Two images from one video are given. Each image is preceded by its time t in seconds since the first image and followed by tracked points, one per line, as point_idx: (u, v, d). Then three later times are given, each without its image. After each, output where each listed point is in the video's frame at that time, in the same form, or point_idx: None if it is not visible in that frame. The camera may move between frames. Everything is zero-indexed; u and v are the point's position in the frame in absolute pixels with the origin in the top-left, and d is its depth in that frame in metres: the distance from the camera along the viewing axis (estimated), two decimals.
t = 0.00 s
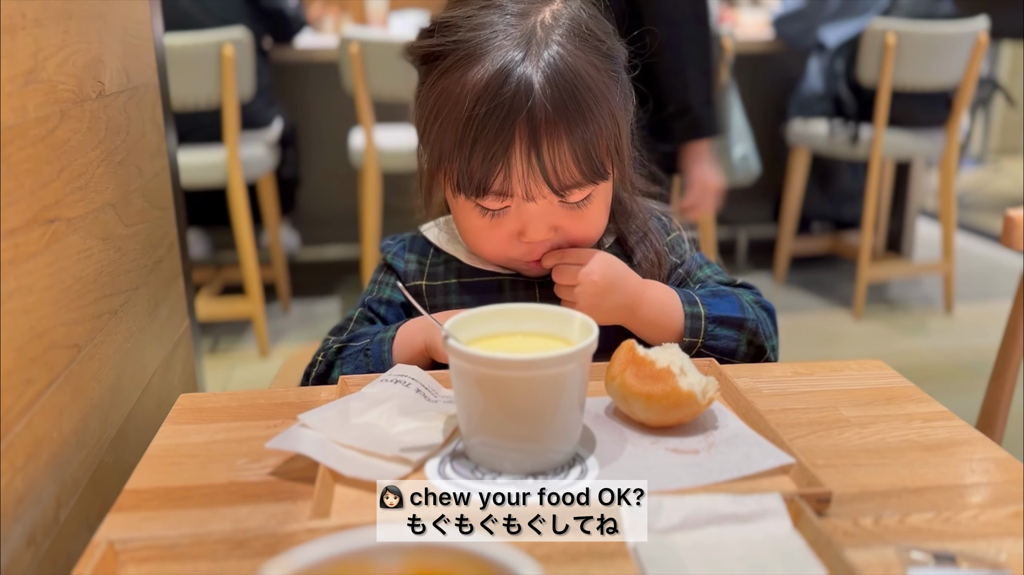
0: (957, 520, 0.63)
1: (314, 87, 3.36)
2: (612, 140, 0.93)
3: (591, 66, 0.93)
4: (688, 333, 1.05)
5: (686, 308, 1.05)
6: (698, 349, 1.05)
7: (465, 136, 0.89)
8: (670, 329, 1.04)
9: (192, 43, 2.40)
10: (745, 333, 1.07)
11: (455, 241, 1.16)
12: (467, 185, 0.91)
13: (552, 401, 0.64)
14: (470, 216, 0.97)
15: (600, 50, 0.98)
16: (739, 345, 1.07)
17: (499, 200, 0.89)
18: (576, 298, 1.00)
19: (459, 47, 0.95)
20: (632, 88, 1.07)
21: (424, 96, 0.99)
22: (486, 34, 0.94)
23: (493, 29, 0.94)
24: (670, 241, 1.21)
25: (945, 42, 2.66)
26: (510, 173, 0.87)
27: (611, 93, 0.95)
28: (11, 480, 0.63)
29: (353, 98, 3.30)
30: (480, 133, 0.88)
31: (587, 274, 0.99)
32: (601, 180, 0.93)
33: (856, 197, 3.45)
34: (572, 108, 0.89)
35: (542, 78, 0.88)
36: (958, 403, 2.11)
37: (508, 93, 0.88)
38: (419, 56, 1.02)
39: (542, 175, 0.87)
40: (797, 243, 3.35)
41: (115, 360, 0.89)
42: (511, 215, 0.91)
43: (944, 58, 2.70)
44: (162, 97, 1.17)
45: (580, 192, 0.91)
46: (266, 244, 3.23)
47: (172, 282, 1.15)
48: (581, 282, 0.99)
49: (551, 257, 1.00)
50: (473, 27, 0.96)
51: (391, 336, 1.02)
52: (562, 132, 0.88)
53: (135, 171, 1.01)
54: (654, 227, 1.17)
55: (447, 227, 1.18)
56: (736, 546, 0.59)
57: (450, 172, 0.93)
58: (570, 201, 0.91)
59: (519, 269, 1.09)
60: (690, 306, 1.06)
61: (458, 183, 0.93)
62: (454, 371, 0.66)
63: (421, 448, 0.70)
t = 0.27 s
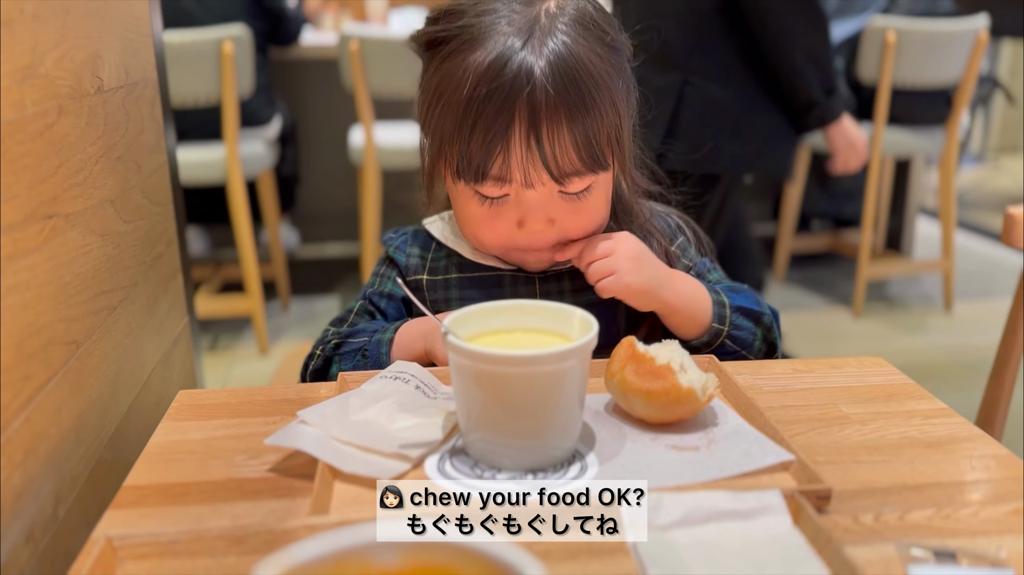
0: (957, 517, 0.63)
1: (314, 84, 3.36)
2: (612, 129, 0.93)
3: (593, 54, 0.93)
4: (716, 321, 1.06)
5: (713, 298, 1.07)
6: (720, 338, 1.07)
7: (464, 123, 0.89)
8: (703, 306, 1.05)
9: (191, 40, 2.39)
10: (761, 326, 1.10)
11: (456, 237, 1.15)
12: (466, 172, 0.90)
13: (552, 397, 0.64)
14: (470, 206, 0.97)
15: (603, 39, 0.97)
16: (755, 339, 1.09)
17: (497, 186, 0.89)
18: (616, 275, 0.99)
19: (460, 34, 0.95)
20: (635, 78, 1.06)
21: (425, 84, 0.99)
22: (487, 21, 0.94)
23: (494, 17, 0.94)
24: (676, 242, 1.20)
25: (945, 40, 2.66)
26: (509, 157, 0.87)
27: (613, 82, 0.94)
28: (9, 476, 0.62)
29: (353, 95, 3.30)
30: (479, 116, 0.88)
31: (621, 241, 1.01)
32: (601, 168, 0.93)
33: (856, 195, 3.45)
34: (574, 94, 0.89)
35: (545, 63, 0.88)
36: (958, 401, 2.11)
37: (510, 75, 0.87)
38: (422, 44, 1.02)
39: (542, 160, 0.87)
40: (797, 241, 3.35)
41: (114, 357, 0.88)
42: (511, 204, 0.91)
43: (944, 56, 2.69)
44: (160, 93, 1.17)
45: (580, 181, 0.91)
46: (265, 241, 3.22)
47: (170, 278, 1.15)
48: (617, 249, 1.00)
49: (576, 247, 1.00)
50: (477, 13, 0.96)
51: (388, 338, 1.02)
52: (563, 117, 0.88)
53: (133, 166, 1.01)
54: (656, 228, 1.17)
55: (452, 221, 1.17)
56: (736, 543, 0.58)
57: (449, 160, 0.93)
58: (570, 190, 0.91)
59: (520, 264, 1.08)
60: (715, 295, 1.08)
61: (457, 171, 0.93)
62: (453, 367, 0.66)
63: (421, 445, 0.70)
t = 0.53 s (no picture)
0: (956, 514, 0.63)
1: (313, 83, 3.36)
2: (602, 95, 0.94)
3: (579, 21, 0.94)
4: (747, 331, 1.06)
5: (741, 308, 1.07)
6: (750, 347, 1.07)
7: (449, 91, 0.92)
8: (733, 317, 1.04)
9: (190, 39, 2.39)
10: (785, 326, 1.12)
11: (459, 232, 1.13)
12: (455, 142, 0.92)
13: (551, 395, 0.64)
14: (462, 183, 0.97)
15: (593, 11, 0.98)
16: (781, 340, 1.11)
17: (485, 151, 0.90)
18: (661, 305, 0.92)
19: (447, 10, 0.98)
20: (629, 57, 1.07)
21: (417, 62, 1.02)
22: None
23: None
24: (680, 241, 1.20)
25: (945, 39, 2.66)
26: (495, 120, 0.89)
27: (604, 50, 0.95)
28: (8, 474, 0.62)
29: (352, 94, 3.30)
30: (466, 81, 0.90)
31: (662, 271, 0.92)
32: (590, 134, 0.93)
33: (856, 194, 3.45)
34: (561, 61, 0.90)
35: (532, 31, 0.91)
36: (958, 400, 2.11)
37: (496, 41, 0.90)
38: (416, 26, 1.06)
39: (529, 123, 0.89)
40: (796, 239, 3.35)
41: (113, 355, 0.88)
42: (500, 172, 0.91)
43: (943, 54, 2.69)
44: (160, 91, 1.16)
45: (570, 147, 0.91)
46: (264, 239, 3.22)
47: (170, 275, 1.15)
48: (660, 281, 0.91)
49: (618, 286, 0.89)
50: None
51: (406, 299, 1.03)
52: (550, 81, 0.90)
53: (133, 164, 1.01)
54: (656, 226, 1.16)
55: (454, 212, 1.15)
56: (735, 541, 0.58)
57: (438, 132, 0.95)
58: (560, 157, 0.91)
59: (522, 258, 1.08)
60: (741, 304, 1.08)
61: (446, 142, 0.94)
62: (452, 364, 0.66)
63: (420, 442, 0.70)
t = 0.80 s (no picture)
0: (956, 514, 0.63)
1: (312, 82, 3.36)
2: (601, 75, 0.93)
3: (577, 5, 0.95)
4: (756, 309, 1.05)
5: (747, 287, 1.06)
6: (765, 326, 1.05)
7: (447, 74, 0.91)
8: (741, 298, 1.03)
9: (190, 37, 2.39)
10: (796, 300, 1.11)
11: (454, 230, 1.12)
12: (453, 125, 0.90)
13: (551, 394, 0.64)
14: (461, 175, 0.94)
15: None
16: (796, 315, 1.10)
17: (486, 133, 0.88)
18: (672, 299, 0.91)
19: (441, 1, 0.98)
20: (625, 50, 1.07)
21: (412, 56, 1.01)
22: None
23: None
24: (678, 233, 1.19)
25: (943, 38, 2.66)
26: (495, 99, 0.88)
27: (602, 34, 0.95)
28: (8, 472, 0.62)
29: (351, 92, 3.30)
30: (463, 62, 0.90)
31: (666, 263, 0.92)
32: (592, 115, 0.92)
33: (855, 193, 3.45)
34: (558, 38, 0.91)
35: (528, 12, 0.91)
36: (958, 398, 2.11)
37: (492, 22, 0.91)
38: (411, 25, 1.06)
39: (530, 101, 0.88)
40: (796, 238, 3.36)
41: (112, 354, 0.88)
42: (502, 156, 0.89)
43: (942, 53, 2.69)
44: (159, 90, 1.16)
45: (571, 126, 0.90)
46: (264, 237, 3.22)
47: (169, 274, 1.15)
48: (666, 274, 0.91)
49: (626, 284, 0.89)
50: None
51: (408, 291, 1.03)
52: (548, 59, 0.90)
53: (132, 163, 1.00)
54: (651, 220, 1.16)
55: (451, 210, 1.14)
56: (734, 540, 0.59)
57: (437, 119, 0.93)
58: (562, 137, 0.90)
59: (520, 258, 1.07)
60: (748, 286, 1.07)
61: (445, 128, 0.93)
62: (452, 363, 0.66)
63: (419, 441, 0.70)
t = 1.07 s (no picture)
0: (956, 514, 0.63)
1: (311, 82, 3.35)
2: (600, 66, 0.93)
3: None
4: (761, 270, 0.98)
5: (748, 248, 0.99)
6: (772, 287, 0.99)
7: (444, 59, 0.90)
8: (743, 261, 0.96)
9: (189, 37, 2.39)
10: (801, 258, 1.04)
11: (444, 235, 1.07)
12: (449, 111, 0.90)
13: (551, 394, 0.64)
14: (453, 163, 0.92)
15: None
16: (803, 273, 1.03)
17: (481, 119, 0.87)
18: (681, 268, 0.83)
19: None
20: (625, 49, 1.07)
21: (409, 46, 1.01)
22: None
23: None
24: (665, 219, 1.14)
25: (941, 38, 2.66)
26: (491, 84, 0.87)
27: (602, 28, 0.95)
28: (7, 472, 0.62)
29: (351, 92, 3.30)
30: (460, 47, 0.89)
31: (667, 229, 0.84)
32: (590, 106, 0.91)
33: (855, 192, 3.45)
34: (557, 26, 0.90)
35: None
36: (958, 399, 2.11)
37: (490, 8, 0.90)
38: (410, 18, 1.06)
39: (526, 87, 0.87)
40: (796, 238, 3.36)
41: (111, 354, 0.88)
42: (496, 144, 0.87)
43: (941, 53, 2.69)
44: (159, 90, 1.16)
45: (569, 115, 0.88)
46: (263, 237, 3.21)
47: (168, 274, 1.15)
48: (672, 241, 0.83)
49: (634, 252, 0.80)
50: None
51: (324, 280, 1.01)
52: (547, 47, 0.89)
53: (132, 163, 1.01)
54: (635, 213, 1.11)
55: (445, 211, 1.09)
56: (735, 540, 0.59)
57: (432, 105, 0.92)
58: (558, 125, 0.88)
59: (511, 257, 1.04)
60: (749, 246, 1.00)
61: (439, 115, 0.91)
62: (452, 363, 0.66)
63: (419, 441, 0.69)
